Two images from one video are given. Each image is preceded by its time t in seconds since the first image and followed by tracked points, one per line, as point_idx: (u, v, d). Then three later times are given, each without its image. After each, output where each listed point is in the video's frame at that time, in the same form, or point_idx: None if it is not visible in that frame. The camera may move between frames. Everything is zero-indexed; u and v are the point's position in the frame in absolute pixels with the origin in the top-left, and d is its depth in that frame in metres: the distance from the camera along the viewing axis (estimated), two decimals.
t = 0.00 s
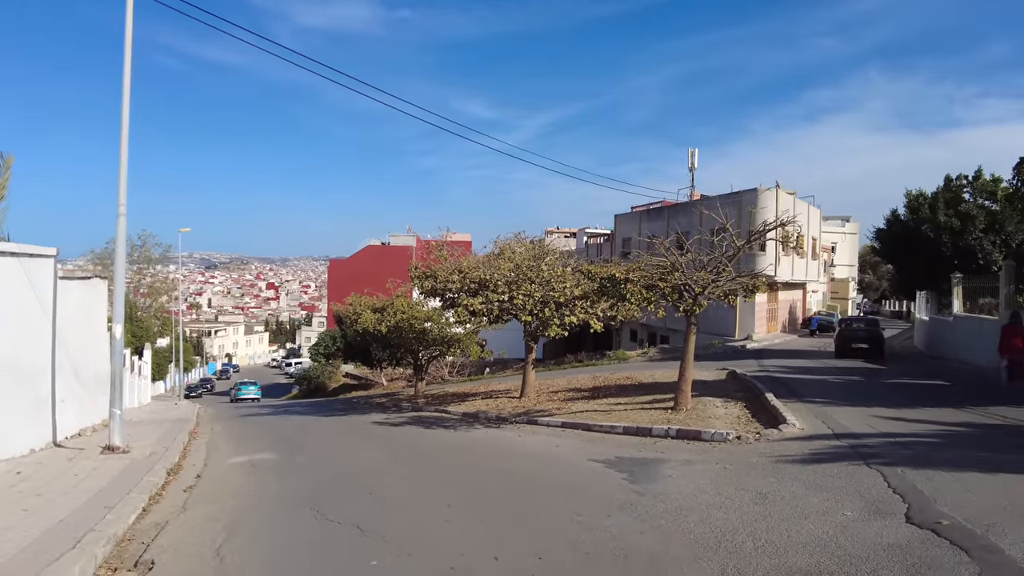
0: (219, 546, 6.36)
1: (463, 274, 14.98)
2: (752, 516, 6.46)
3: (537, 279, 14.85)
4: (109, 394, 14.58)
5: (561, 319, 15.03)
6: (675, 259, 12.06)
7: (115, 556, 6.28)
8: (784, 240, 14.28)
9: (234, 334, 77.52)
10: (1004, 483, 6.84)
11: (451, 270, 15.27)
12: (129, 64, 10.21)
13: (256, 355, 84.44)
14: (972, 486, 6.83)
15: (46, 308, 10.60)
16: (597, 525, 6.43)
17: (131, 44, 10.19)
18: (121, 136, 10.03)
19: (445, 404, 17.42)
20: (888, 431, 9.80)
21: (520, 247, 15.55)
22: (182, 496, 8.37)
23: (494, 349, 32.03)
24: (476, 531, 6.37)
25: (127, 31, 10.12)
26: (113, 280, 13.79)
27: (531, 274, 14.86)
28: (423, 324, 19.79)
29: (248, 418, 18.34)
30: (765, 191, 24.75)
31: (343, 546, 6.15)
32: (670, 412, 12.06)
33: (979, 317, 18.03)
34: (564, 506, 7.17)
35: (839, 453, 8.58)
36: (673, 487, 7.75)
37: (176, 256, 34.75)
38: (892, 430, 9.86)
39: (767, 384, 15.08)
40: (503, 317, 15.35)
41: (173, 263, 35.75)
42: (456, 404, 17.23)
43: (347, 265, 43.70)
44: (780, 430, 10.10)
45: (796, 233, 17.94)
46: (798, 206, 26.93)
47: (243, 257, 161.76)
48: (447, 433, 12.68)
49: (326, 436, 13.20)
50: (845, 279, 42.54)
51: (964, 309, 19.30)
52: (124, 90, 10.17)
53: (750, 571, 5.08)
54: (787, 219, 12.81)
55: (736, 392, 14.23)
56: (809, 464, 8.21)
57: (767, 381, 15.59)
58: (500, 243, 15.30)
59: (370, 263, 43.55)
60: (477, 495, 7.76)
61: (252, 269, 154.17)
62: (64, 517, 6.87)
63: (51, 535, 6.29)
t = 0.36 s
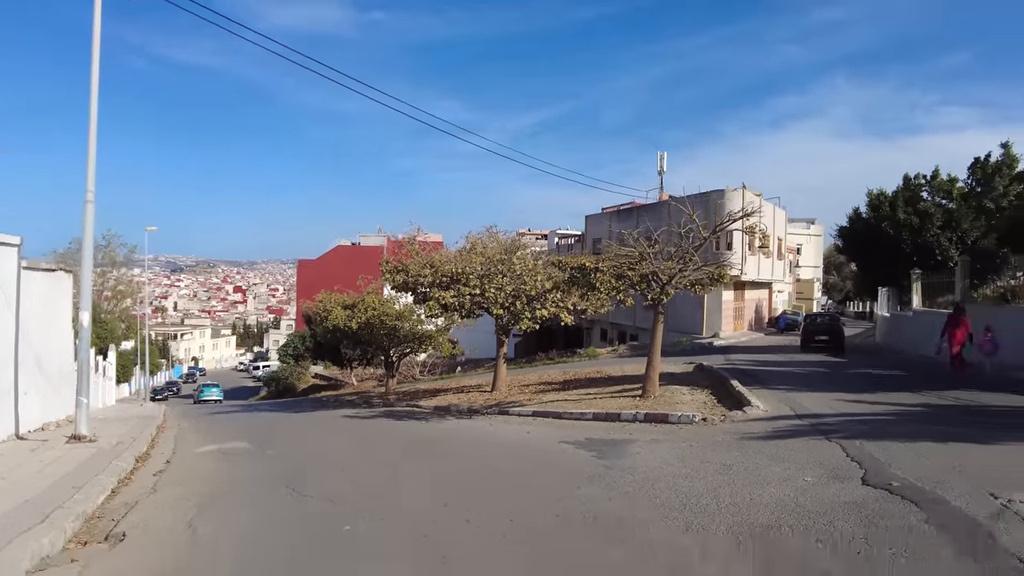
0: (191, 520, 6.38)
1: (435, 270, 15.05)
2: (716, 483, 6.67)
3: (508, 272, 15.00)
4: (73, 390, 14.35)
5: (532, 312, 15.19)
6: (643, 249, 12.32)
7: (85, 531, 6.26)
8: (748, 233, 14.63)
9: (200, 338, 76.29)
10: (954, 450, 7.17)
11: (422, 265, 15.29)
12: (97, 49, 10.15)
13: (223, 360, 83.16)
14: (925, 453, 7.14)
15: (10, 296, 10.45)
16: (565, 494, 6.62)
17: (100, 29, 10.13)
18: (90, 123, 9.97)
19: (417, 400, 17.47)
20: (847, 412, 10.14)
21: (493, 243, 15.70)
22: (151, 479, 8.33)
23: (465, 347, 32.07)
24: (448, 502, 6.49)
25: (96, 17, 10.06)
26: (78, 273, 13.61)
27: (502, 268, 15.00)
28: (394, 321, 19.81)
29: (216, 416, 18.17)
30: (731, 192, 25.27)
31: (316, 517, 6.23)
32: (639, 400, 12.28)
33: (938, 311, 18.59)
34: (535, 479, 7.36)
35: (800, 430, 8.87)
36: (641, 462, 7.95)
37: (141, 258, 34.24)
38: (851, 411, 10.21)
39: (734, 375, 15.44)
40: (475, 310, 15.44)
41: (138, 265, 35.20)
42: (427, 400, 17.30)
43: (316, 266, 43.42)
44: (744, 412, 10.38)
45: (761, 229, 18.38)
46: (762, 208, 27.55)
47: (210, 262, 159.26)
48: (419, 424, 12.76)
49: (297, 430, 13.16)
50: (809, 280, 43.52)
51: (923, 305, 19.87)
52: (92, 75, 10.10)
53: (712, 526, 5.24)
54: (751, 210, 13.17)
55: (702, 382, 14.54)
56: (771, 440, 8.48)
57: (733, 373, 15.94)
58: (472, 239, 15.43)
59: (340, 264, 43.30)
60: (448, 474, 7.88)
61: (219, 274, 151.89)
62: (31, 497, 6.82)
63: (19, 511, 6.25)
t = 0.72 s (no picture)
0: (140, 509, 6.30)
1: (390, 265, 15.00)
2: (662, 460, 6.91)
3: (462, 268, 15.09)
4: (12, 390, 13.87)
5: (487, 307, 15.30)
6: (595, 243, 12.59)
7: (28, 521, 6.14)
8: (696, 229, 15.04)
9: (146, 340, 74.17)
10: (885, 427, 7.57)
11: (376, 261, 15.22)
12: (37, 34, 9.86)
13: (170, 364, 80.97)
14: (859, 430, 7.52)
15: None
16: (517, 476, 6.76)
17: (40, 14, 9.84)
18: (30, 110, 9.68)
19: (370, 398, 17.43)
20: (788, 397, 10.56)
21: (447, 239, 15.76)
22: (97, 472, 8.16)
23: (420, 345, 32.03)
24: (401, 487, 6.57)
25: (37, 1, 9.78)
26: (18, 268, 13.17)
27: (457, 263, 15.07)
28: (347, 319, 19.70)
29: (163, 416, 17.77)
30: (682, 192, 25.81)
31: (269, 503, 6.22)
32: (591, 390, 12.52)
33: (876, 306, 19.39)
34: (488, 465, 7.48)
35: (744, 413, 9.22)
36: (591, 445, 8.15)
37: (83, 258, 33.19)
38: (792, 396, 10.63)
39: (682, 368, 15.85)
40: (430, 306, 15.46)
41: (80, 265, 34.11)
42: (381, 397, 17.28)
43: (266, 266, 42.72)
44: (691, 398, 10.70)
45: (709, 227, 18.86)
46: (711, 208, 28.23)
47: (157, 264, 154.85)
48: (373, 419, 12.76)
49: (248, 427, 13.00)
50: (755, 279, 44.79)
51: (863, 300, 20.66)
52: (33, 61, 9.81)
53: (656, 497, 5.45)
54: (698, 205, 13.55)
55: (652, 373, 14.89)
56: (716, 422, 8.79)
57: (681, 366, 16.37)
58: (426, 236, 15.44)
59: (291, 264, 42.67)
60: (401, 464, 7.93)
61: (166, 276, 147.79)
62: None
63: None
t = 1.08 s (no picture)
0: (58, 512, 6.04)
1: (333, 261, 14.72)
2: (599, 452, 6.95)
3: (407, 263, 14.92)
4: None
5: (432, 303, 15.17)
6: (539, 237, 12.61)
7: None
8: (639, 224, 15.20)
9: (83, 340, 71.40)
10: (815, 415, 7.77)
11: (318, 256, 14.93)
12: None
13: (109, 365, 78.13)
14: (790, 419, 7.71)
15: None
16: (454, 470, 6.72)
17: None
18: None
19: (314, 396, 17.13)
20: (726, 388, 10.77)
21: (392, 233, 15.56)
22: (17, 477, 7.79)
23: (367, 342, 31.66)
24: (334, 485, 6.45)
25: None
26: None
27: (401, 258, 14.89)
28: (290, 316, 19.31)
29: (95, 418, 17.11)
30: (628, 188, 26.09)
31: (195, 504, 6.03)
32: (535, 384, 12.54)
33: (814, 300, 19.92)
34: (426, 460, 7.41)
35: (682, 404, 9.36)
36: (531, 439, 8.16)
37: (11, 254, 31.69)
38: (729, 387, 10.85)
39: (626, 361, 16.04)
40: (374, 301, 15.25)
41: (8, 262, 32.60)
42: (326, 395, 17.00)
43: (208, 262, 41.57)
44: (633, 390, 10.82)
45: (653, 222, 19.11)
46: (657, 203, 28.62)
47: (95, 261, 149.16)
48: (315, 417, 12.54)
49: (184, 427, 12.63)
50: (700, 274, 45.73)
51: (802, 294, 21.21)
52: None
53: (589, 487, 5.48)
54: (640, 200, 13.71)
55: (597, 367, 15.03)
56: (655, 414, 8.91)
57: (625, 359, 16.56)
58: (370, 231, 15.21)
59: (234, 260, 41.61)
60: (338, 462, 7.80)
61: (105, 274, 142.51)
62: None
63: None
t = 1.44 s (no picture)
0: None
1: (276, 256, 14.36)
2: (540, 447, 6.90)
3: (353, 258, 14.67)
4: None
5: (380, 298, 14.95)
6: (487, 231, 12.52)
7: None
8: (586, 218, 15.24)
9: (18, 340, 68.51)
10: (754, 406, 7.87)
11: (261, 251, 14.55)
12: None
13: (47, 365, 75.15)
14: (730, 410, 7.78)
15: None
16: (392, 469, 6.58)
17: None
18: None
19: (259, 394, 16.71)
20: (670, 381, 10.86)
21: (337, 228, 15.25)
22: None
23: (317, 339, 31.07)
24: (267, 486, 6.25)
25: None
26: None
27: (347, 253, 14.62)
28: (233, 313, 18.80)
29: (26, 421, 16.39)
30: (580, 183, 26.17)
31: (117, 509, 5.76)
32: (483, 379, 12.45)
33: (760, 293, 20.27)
34: (366, 459, 7.25)
35: (626, 398, 9.38)
36: (473, 434, 8.07)
37: None
38: (673, 380, 10.94)
39: (575, 355, 16.08)
40: (321, 297, 14.94)
41: None
42: (270, 393, 16.61)
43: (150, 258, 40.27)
44: (579, 384, 10.82)
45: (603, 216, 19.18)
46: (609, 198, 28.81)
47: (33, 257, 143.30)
48: (258, 416, 12.22)
49: (120, 429, 12.18)
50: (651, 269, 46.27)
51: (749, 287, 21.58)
52: None
53: (525, 484, 5.42)
54: (587, 194, 13.74)
55: (546, 361, 15.02)
56: (599, 407, 8.90)
57: (575, 353, 16.61)
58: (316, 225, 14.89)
59: (178, 256, 40.40)
60: (275, 462, 7.58)
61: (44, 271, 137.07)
62: None
63: None
